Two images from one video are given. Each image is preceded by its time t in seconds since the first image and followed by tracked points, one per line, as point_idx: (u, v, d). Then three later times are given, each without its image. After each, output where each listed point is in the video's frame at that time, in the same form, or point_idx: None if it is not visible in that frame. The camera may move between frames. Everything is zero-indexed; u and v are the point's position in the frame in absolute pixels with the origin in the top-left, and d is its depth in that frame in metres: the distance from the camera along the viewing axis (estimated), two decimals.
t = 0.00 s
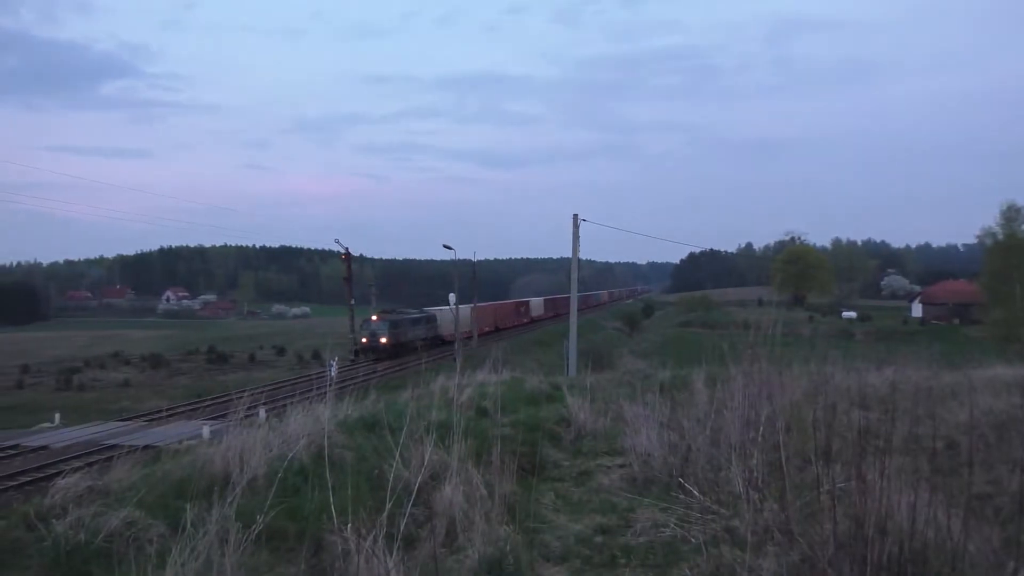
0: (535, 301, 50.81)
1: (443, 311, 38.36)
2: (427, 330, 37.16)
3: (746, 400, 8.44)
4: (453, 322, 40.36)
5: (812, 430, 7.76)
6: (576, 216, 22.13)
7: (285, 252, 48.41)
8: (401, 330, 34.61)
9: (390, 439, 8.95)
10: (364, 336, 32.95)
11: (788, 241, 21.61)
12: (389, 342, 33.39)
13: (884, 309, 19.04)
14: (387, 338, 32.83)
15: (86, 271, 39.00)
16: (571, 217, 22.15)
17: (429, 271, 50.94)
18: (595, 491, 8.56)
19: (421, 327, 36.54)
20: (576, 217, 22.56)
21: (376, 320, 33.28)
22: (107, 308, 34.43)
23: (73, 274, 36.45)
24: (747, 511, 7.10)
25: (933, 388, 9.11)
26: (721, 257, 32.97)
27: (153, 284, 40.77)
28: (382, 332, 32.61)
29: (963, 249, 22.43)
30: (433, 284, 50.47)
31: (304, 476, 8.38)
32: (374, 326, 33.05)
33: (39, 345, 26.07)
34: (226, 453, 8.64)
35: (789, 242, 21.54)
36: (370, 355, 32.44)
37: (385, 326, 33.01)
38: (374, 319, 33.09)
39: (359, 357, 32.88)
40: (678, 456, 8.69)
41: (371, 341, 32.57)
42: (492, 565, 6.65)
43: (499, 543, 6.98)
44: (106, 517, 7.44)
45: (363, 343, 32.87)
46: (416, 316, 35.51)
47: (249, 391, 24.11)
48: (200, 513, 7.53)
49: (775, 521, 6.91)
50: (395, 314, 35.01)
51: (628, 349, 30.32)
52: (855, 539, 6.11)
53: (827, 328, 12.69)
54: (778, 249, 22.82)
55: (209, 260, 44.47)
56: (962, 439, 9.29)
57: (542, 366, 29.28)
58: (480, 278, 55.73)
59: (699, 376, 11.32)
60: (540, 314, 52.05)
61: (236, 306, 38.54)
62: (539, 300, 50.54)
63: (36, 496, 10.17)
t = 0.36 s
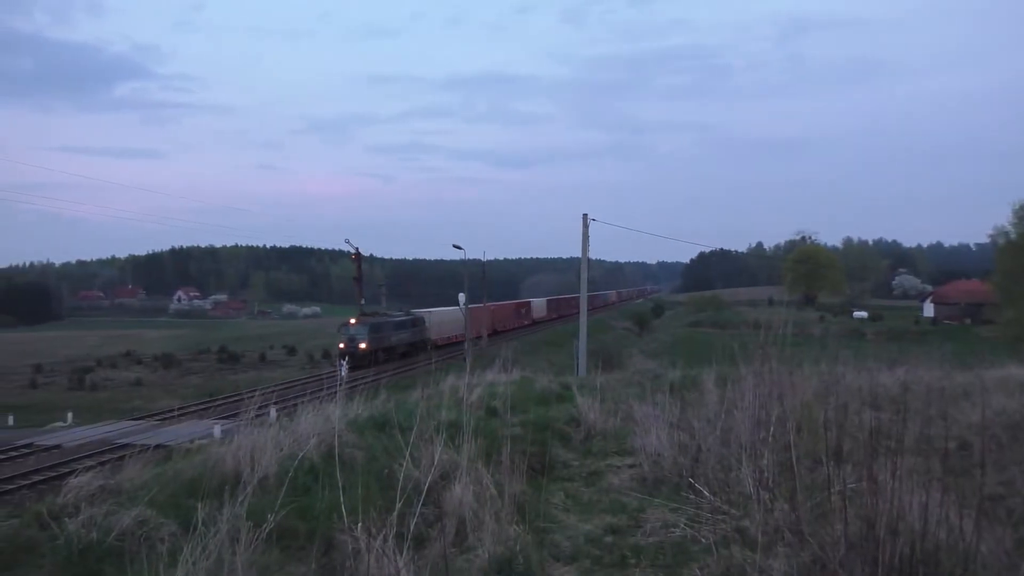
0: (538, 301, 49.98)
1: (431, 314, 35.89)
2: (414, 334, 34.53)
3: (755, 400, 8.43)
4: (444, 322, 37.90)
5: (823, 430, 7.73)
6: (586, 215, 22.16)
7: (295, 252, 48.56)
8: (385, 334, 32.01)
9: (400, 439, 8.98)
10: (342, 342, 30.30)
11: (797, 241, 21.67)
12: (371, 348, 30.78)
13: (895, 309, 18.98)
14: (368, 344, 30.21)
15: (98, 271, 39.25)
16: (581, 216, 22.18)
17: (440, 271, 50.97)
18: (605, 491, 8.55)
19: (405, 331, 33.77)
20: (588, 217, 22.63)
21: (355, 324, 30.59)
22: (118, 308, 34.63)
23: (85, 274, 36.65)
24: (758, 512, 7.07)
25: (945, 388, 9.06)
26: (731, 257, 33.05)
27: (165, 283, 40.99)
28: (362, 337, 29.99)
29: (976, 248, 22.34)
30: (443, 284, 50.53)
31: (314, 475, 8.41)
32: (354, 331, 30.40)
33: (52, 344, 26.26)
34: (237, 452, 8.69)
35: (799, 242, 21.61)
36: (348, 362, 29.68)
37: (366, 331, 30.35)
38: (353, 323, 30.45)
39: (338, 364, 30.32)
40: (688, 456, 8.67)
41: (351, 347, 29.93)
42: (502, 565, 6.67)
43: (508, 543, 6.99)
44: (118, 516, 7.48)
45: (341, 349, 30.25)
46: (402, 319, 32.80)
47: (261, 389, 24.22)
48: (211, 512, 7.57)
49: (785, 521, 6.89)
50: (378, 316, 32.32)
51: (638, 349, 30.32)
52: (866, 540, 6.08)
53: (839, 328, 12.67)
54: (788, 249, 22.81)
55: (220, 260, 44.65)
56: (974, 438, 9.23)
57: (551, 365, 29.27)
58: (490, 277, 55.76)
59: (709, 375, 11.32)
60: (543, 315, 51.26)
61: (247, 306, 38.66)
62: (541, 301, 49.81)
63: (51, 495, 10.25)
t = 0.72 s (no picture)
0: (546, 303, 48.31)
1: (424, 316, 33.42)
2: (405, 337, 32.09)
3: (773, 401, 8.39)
4: (441, 324, 35.40)
5: (844, 432, 7.67)
6: (605, 215, 22.15)
7: (315, 252, 48.83)
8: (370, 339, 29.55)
9: (418, 438, 9.00)
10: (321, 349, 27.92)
11: (818, 241, 21.57)
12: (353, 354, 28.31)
13: (916, 309, 18.87)
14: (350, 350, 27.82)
15: (120, 271, 39.71)
16: (600, 216, 22.17)
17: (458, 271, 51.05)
18: (624, 492, 8.53)
19: (394, 335, 31.25)
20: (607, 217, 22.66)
21: (336, 329, 28.16)
22: (140, 308, 35.01)
23: (108, 275, 37.10)
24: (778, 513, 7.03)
25: (968, 390, 8.99)
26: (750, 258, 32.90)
27: (186, 284, 41.34)
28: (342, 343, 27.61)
29: (1000, 248, 22.10)
30: (461, 285, 50.66)
31: (333, 474, 8.45)
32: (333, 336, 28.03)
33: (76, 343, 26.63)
34: (257, 451, 8.74)
35: (819, 242, 21.51)
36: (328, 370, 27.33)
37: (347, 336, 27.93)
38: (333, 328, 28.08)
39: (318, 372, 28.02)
40: (707, 458, 8.64)
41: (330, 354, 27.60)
42: (520, 565, 6.67)
43: (527, 543, 6.99)
44: (141, 514, 7.57)
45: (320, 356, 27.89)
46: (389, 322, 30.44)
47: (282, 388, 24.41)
48: (231, 510, 7.62)
49: (805, 523, 6.85)
50: (363, 319, 29.94)
51: (656, 350, 30.26)
52: (887, 543, 6.02)
53: (860, 329, 12.59)
54: (808, 250, 22.73)
55: (240, 260, 45.00)
56: (997, 441, 9.14)
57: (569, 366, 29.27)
58: (508, 277, 55.78)
59: (728, 376, 11.28)
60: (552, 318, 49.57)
61: (267, 305, 38.90)
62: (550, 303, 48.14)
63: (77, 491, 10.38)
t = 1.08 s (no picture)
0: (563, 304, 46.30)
1: (422, 318, 31.28)
2: (399, 342, 29.88)
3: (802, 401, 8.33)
4: (441, 328, 33.14)
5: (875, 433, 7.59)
6: (632, 215, 22.11)
7: (342, 252, 49.17)
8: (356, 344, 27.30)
9: (445, 438, 9.03)
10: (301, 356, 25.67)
11: (849, 241, 21.37)
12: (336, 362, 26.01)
13: (949, 309, 18.62)
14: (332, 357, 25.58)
15: (152, 272, 40.36)
16: (627, 216, 22.17)
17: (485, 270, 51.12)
18: (651, 493, 8.49)
19: (385, 340, 29.03)
20: (632, 217, 22.62)
21: (316, 334, 25.90)
22: (171, 307, 35.56)
23: (139, 276, 37.95)
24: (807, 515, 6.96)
25: (1002, 392, 8.85)
26: (779, 257, 32.61)
27: (215, 284, 41.99)
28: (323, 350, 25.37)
29: None
30: (487, 286, 50.76)
31: (361, 473, 8.51)
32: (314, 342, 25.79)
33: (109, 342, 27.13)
34: (285, 449, 8.82)
35: (850, 241, 21.31)
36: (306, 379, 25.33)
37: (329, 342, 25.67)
38: (314, 333, 25.86)
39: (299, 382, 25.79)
40: (735, 458, 8.57)
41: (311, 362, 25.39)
42: (547, 565, 6.67)
43: (553, 543, 6.99)
44: (172, 510, 7.66)
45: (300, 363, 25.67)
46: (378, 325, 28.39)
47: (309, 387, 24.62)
48: (261, 507, 7.70)
49: (836, 526, 6.76)
50: (350, 323, 27.92)
51: (683, 350, 30.11)
52: (919, 546, 5.94)
53: (891, 329, 12.44)
54: (837, 249, 22.50)
55: (269, 260, 45.47)
56: None
57: (594, 365, 29.24)
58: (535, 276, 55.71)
59: (756, 376, 11.19)
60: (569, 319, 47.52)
61: (295, 304, 39.23)
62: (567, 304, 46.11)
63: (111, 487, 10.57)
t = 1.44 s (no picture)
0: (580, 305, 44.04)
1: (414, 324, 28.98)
2: (383, 350, 27.10)
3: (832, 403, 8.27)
4: (437, 333, 30.77)
5: (908, 436, 7.48)
6: (660, 214, 21.97)
7: (370, 252, 49.64)
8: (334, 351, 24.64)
9: (472, 437, 9.06)
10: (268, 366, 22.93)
11: (881, 240, 21.10)
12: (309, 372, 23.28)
13: (985, 310, 18.28)
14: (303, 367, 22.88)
15: (184, 272, 41.01)
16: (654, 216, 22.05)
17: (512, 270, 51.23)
18: (679, 493, 8.44)
19: (369, 346, 26.40)
20: (660, 217, 22.55)
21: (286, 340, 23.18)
22: (202, 306, 36.07)
23: (171, 276, 38.71)
24: (838, 518, 6.88)
25: None
26: (809, 257, 32.21)
27: (245, 284, 42.54)
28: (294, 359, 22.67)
29: None
30: (514, 285, 50.82)
31: (389, 472, 8.56)
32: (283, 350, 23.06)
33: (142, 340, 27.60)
34: (314, 447, 8.89)
35: (882, 240, 21.03)
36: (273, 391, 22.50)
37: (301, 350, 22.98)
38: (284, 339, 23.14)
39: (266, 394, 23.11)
40: (764, 460, 8.50)
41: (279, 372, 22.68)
42: (574, 565, 6.65)
43: (580, 543, 6.97)
44: (203, 507, 7.76)
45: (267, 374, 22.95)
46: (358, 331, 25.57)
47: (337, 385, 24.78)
48: (290, 506, 7.78)
49: (867, 528, 6.68)
50: (326, 328, 25.06)
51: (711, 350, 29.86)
52: (954, 550, 5.85)
53: (925, 330, 12.22)
54: (868, 249, 22.25)
55: (298, 259, 45.94)
56: None
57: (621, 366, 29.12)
58: (561, 276, 55.67)
59: (786, 377, 11.08)
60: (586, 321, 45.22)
61: (324, 304, 39.52)
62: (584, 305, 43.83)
63: (145, 483, 10.74)
